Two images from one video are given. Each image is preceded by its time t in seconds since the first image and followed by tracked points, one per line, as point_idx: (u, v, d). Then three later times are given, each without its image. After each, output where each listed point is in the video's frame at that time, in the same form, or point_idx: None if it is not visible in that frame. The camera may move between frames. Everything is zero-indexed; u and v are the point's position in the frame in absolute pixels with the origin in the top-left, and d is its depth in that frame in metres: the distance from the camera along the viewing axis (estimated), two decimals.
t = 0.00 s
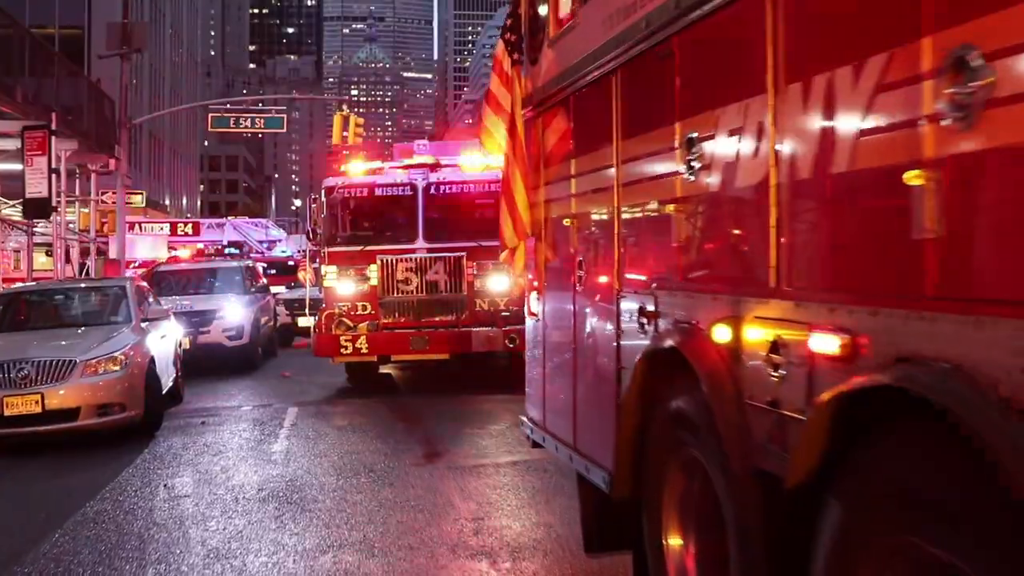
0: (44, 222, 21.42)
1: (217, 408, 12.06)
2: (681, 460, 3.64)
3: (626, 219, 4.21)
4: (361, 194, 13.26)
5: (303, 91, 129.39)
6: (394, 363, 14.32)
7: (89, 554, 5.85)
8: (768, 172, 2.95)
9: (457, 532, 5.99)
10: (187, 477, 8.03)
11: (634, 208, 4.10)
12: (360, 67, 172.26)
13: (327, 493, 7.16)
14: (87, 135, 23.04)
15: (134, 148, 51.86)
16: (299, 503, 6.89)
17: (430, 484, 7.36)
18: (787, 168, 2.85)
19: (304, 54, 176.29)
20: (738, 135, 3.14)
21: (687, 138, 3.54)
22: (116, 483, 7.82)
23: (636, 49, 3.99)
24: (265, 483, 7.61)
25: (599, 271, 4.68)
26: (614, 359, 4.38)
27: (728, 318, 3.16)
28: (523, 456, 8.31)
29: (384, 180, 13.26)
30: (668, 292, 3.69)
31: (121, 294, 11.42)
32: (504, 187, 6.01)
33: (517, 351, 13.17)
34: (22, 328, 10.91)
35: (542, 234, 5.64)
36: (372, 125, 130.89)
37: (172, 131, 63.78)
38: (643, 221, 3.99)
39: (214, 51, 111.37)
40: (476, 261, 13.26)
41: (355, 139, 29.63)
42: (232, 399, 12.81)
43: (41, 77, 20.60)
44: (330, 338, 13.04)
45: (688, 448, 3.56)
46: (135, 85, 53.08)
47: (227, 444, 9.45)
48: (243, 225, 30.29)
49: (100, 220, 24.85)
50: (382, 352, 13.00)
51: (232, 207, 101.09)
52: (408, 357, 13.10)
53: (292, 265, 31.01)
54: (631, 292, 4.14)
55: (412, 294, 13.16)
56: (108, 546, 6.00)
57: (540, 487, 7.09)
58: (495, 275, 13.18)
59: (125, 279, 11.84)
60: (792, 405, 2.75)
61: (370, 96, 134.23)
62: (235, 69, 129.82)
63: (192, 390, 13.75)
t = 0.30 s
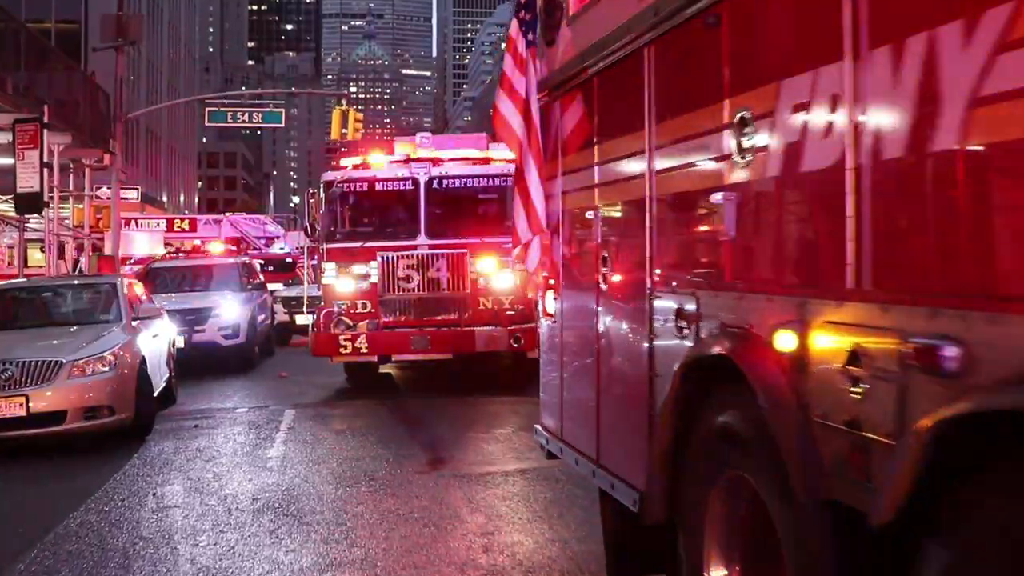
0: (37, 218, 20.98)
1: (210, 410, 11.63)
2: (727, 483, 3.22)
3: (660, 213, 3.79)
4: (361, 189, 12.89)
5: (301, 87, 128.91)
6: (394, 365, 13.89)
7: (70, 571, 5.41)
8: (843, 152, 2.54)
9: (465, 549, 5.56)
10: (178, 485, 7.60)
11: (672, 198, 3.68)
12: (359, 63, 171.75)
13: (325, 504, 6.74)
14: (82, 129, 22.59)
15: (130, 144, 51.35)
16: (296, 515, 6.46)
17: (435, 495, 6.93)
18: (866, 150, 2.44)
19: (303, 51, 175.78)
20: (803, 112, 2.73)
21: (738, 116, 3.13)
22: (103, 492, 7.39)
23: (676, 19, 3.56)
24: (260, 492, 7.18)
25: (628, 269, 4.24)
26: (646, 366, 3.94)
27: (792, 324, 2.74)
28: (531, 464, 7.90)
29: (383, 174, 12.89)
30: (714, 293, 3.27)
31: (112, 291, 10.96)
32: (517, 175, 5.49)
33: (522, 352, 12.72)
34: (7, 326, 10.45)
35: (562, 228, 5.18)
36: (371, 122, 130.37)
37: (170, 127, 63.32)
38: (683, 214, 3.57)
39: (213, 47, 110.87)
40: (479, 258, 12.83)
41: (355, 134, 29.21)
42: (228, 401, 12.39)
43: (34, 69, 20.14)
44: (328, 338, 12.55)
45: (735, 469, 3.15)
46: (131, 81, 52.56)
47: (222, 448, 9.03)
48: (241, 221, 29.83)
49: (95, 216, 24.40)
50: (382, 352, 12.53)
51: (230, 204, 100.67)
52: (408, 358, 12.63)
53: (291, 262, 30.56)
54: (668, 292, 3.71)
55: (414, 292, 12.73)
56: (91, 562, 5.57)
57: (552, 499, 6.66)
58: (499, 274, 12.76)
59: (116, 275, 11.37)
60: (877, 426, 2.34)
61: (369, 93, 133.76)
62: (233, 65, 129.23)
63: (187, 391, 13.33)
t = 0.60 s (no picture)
0: (29, 216, 20.49)
1: (204, 414, 11.19)
2: (782, 513, 2.82)
3: (703, 201, 3.38)
4: (361, 185, 12.42)
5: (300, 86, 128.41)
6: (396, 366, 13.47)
7: None
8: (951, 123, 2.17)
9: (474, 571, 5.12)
10: (168, 496, 7.16)
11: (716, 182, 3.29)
12: (358, 62, 171.26)
13: (323, 519, 6.30)
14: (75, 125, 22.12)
15: (126, 141, 50.87)
16: (292, 531, 6.01)
17: (441, 508, 6.49)
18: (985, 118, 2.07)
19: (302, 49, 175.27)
20: (894, 76, 2.35)
21: (804, 88, 2.74)
22: (87, 505, 6.94)
23: None
24: (254, 505, 6.74)
25: (659, 264, 3.81)
26: (684, 372, 3.50)
27: (879, 332, 2.36)
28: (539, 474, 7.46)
29: (384, 170, 12.37)
30: (768, 297, 2.89)
31: (101, 290, 10.49)
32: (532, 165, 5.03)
33: (527, 353, 12.34)
34: None
35: (580, 222, 4.74)
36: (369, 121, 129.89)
37: (168, 124, 62.83)
38: (733, 202, 3.15)
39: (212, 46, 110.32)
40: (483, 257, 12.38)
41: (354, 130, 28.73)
42: (223, 404, 11.95)
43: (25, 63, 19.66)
44: (327, 339, 12.13)
45: (793, 497, 2.75)
46: (127, 77, 52.08)
47: (215, 456, 8.59)
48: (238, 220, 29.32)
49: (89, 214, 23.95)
50: (384, 354, 12.11)
51: (229, 203, 100.22)
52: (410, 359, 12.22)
53: (288, 261, 30.11)
54: (709, 287, 3.29)
55: (415, 292, 12.29)
56: None
57: (566, 514, 6.22)
58: (503, 273, 12.32)
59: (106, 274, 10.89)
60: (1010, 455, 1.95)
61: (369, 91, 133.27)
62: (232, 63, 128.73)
63: (180, 393, 12.89)
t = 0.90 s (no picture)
0: (23, 218, 20.03)
1: (199, 424, 10.76)
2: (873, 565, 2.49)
3: (769, 194, 3.04)
4: (363, 185, 12.05)
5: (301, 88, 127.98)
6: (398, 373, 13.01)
7: None
8: None
9: None
10: (159, 515, 6.71)
11: (786, 179, 2.96)
12: (359, 64, 170.90)
13: (325, 541, 5.86)
14: (71, 125, 21.67)
15: (123, 142, 50.36)
16: (290, 556, 5.57)
17: (452, 530, 6.07)
18: None
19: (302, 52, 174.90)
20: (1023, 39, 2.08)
21: (895, 59, 2.47)
22: (72, 526, 6.50)
23: None
24: (250, 527, 6.29)
25: (710, 270, 3.43)
26: (738, 388, 3.18)
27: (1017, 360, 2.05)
28: (553, 491, 7.02)
29: (387, 169, 12.03)
30: (850, 311, 2.61)
31: (92, 295, 10.04)
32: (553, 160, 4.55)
33: (536, 359, 11.89)
34: None
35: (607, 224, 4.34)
36: (370, 123, 129.43)
37: (167, 127, 62.40)
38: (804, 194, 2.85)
39: (212, 48, 109.89)
40: (490, 259, 11.94)
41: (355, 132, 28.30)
42: (218, 413, 11.52)
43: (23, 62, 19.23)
44: (328, 345, 11.70)
45: (888, 544, 2.45)
46: (124, 78, 51.59)
47: (210, 469, 8.17)
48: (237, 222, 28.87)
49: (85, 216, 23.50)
50: (387, 361, 11.69)
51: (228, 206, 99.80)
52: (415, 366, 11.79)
53: (287, 263, 29.66)
54: (779, 297, 2.96)
55: (419, 297, 11.81)
56: None
57: (586, 538, 5.81)
58: (510, 276, 11.89)
59: (98, 277, 10.45)
60: None
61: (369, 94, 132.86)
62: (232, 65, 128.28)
63: (176, 401, 12.46)
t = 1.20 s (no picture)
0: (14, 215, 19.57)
1: (191, 430, 10.32)
2: None
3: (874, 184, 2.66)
4: (364, 182, 11.65)
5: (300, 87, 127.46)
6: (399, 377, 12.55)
7: None
8: None
9: None
10: (146, 533, 6.26)
11: (882, 168, 2.62)
12: (357, 63, 170.36)
13: (322, 565, 5.41)
14: (65, 121, 21.20)
15: (120, 140, 49.81)
16: None
17: (463, 552, 5.62)
18: None
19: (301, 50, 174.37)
20: None
21: None
22: (52, 544, 6.05)
23: None
24: (243, 547, 5.85)
25: (783, 270, 3.05)
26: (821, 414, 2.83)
27: None
28: (564, 506, 6.57)
29: (388, 165, 11.63)
30: (959, 320, 2.30)
31: (79, 296, 9.56)
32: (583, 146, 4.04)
33: (542, 363, 11.44)
34: None
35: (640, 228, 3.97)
36: (368, 122, 128.86)
37: (164, 125, 61.95)
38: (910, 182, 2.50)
39: (210, 46, 109.38)
40: (495, 258, 11.47)
41: (354, 129, 27.82)
42: (213, 418, 11.07)
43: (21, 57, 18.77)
44: (327, 348, 11.29)
45: None
46: (121, 75, 51.07)
47: (202, 480, 7.72)
48: (234, 220, 28.42)
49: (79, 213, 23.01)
50: (388, 364, 11.26)
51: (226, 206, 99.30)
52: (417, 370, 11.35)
53: (286, 264, 29.16)
54: (868, 303, 2.65)
55: (422, 298, 11.36)
56: None
57: (608, 562, 5.36)
58: (516, 276, 11.42)
59: (86, 277, 9.98)
60: None
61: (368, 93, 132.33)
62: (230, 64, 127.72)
63: (170, 405, 12.01)
